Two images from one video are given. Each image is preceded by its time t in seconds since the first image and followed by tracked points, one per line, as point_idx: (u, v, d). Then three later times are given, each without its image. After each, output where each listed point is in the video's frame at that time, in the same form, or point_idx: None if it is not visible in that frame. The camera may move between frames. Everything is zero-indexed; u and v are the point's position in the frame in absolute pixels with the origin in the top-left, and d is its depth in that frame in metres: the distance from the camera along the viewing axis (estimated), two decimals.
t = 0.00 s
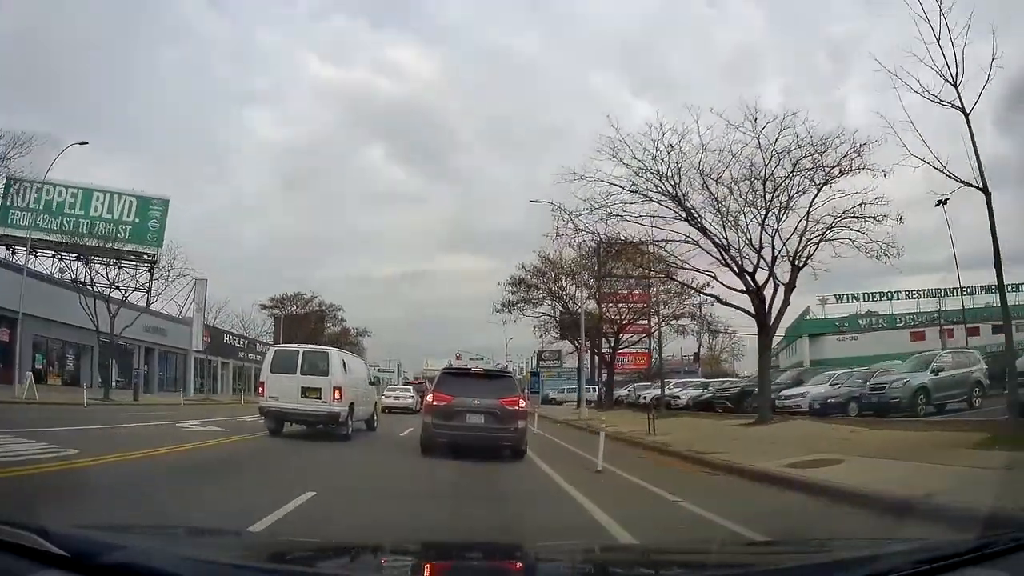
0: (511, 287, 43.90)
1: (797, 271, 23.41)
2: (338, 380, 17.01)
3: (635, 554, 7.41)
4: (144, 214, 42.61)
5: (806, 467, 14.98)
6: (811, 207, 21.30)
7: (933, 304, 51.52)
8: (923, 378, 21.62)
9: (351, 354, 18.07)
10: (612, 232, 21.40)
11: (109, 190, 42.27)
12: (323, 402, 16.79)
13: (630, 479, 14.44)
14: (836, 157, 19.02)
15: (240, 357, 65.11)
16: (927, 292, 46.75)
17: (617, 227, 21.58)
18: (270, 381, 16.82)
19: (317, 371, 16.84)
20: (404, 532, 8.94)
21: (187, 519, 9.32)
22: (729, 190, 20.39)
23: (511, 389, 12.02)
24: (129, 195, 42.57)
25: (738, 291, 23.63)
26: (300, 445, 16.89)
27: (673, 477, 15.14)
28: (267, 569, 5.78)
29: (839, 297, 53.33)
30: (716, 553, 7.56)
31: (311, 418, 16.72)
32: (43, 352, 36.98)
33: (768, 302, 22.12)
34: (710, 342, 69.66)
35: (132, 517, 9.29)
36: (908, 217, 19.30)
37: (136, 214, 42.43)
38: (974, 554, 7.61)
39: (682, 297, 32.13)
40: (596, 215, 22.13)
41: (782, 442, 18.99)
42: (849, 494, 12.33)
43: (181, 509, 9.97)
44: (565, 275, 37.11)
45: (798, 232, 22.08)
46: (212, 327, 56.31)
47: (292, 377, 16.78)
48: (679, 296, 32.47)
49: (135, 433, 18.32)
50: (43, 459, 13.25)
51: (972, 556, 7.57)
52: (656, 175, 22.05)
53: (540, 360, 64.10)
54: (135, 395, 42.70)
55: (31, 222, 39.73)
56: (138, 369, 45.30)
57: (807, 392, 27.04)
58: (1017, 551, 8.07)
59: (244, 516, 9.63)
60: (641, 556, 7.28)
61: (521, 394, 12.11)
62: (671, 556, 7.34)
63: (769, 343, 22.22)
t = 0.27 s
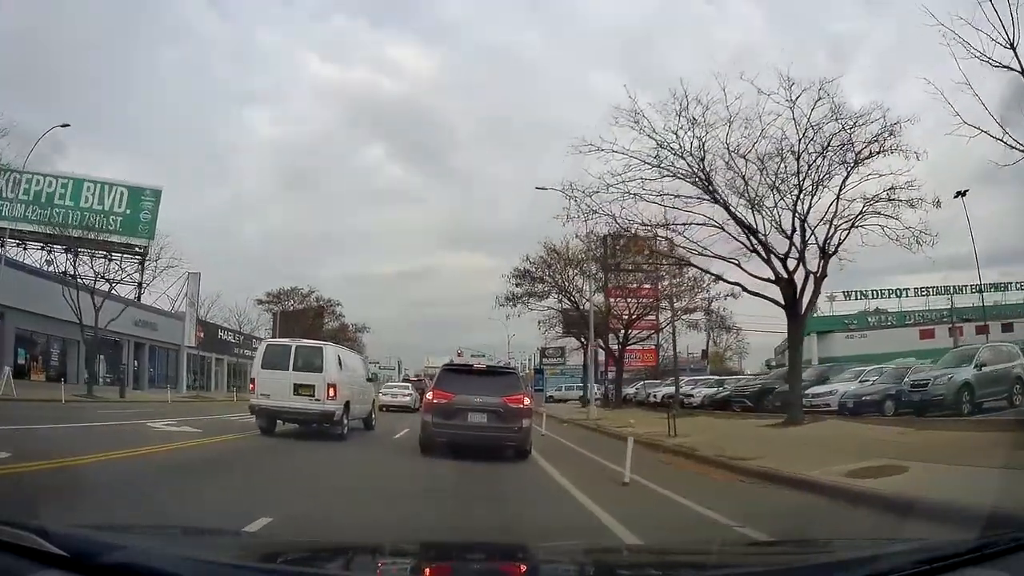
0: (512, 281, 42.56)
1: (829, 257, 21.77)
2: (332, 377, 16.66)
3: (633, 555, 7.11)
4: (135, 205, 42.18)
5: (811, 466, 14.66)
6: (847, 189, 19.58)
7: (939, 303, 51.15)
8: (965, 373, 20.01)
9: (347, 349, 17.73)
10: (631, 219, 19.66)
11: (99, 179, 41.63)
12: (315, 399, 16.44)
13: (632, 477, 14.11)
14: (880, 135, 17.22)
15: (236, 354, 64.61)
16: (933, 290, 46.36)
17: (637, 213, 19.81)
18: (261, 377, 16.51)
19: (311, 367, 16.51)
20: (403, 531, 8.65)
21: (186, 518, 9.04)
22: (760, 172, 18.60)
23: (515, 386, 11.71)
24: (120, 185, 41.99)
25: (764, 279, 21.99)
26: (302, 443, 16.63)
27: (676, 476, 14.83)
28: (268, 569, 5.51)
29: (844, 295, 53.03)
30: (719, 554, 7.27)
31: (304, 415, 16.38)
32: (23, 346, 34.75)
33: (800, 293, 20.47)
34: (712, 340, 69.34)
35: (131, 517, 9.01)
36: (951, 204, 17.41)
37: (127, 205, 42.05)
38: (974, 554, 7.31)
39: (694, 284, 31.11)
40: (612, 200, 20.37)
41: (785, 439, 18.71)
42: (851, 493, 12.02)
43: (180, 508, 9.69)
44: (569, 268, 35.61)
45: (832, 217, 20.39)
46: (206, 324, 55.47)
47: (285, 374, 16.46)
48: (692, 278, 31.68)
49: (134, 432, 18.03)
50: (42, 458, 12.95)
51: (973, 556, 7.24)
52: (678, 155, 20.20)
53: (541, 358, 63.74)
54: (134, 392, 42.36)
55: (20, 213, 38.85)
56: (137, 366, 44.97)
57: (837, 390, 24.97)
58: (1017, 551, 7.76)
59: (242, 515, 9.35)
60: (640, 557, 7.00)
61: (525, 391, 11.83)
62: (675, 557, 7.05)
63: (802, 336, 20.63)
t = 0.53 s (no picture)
0: (512, 277, 40.95)
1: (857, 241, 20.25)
2: (324, 379, 15.61)
3: (633, 556, 6.79)
4: (125, 203, 41.04)
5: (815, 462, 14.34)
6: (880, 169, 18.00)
7: (944, 299, 50.74)
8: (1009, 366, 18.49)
9: (339, 350, 16.64)
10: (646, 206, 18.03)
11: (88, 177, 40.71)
12: (308, 403, 15.34)
13: (633, 477, 13.78)
14: (921, 109, 15.59)
15: (229, 356, 63.97)
16: (940, 286, 45.92)
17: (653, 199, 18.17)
18: (249, 381, 15.37)
19: (302, 369, 15.42)
20: (402, 533, 8.35)
21: (185, 519, 8.74)
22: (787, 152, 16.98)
23: (518, 388, 11.41)
24: (109, 183, 40.98)
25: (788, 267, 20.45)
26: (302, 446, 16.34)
27: (679, 475, 14.50)
28: (269, 569, 5.26)
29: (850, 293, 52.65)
30: (727, 554, 6.96)
31: (296, 420, 15.28)
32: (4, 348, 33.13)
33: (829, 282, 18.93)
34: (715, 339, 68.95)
35: (130, 517, 8.74)
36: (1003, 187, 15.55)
37: (116, 203, 40.94)
38: (973, 554, 6.99)
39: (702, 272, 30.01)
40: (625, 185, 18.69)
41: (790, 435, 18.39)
42: (854, 489, 11.68)
43: (179, 509, 9.39)
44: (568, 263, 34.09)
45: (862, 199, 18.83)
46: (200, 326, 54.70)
47: (273, 377, 15.36)
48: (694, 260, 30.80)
49: (134, 435, 17.73)
50: (40, 460, 12.68)
51: (971, 556, 6.92)
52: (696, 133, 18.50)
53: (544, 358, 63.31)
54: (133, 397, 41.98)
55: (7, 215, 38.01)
56: (136, 369, 44.62)
57: (868, 386, 22.86)
58: (1017, 551, 7.41)
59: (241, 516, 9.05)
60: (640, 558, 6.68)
61: (529, 393, 11.53)
62: (681, 557, 6.76)
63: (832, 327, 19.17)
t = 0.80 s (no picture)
0: (518, 272, 39.40)
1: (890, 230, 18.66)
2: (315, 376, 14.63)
3: (630, 555, 6.53)
4: (116, 194, 40.20)
5: (819, 459, 14.07)
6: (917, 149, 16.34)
7: (949, 296, 50.52)
8: None
9: (330, 346, 15.61)
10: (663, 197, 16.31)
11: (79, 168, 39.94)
12: (297, 401, 14.36)
13: (634, 476, 13.47)
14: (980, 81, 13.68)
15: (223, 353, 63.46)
16: (945, 282, 45.63)
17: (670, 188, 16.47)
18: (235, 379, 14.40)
19: (290, 366, 14.45)
20: (402, 533, 8.10)
21: (184, 519, 8.50)
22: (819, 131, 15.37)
23: (522, 387, 11.07)
24: (99, 174, 40.05)
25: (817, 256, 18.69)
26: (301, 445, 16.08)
27: (681, 472, 14.20)
28: (269, 569, 5.02)
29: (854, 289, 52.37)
30: (731, 554, 6.69)
31: (285, 421, 14.29)
32: None
33: (863, 274, 17.36)
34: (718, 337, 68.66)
35: (130, 516, 8.51)
36: None
37: (107, 194, 40.10)
38: (972, 554, 6.71)
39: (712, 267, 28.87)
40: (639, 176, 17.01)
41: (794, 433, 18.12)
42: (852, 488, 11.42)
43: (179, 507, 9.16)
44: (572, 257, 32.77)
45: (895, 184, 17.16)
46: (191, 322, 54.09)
47: (261, 374, 14.38)
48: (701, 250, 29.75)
49: (132, 433, 17.45)
50: (36, 459, 12.40)
51: (974, 556, 6.64)
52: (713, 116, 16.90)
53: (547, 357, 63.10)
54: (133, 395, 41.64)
55: None
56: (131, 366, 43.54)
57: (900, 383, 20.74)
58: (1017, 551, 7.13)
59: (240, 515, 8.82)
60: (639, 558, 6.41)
61: (532, 392, 11.19)
62: (681, 557, 6.52)
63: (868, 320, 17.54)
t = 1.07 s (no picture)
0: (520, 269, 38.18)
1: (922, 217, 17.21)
2: (305, 376, 13.31)
3: (625, 556, 6.30)
4: (106, 191, 39.10)
5: (822, 457, 13.82)
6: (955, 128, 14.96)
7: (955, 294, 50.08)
8: None
9: (323, 343, 14.23)
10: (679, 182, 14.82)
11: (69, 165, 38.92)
12: (285, 404, 13.04)
13: (635, 477, 13.21)
14: None
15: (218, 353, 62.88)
16: (951, 281, 45.21)
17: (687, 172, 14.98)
18: (219, 379, 13.15)
19: (278, 367, 13.09)
20: (400, 533, 7.87)
21: (183, 519, 8.28)
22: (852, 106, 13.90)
23: (524, 389, 10.77)
24: (89, 170, 38.90)
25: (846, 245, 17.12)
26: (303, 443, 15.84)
27: (683, 471, 13.93)
28: (268, 570, 4.81)
29: (859, 288, 51.95)
30: (731, 553, 6.46)
31: (271, 425, 12.97)
32: None
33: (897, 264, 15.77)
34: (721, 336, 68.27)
35: (130, 515, 8.29)
36: None
37: (97, 191, 38.97)
38: (972, 554, 6.42)
39: (723, 260, 27.67)
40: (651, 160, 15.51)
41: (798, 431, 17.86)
42: (851, 488, 11.18)
43: (179, 506, 8.94)
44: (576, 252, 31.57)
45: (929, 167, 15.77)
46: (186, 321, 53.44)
47: (247, 374, 13.10)
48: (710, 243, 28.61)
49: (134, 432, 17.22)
50: (36, 457, 12.18)
51: (975, 556, 6.37)
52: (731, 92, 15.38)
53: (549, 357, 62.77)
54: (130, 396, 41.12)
55: None
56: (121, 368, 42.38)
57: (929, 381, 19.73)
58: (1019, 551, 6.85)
59: (239, 514, 8.60)
60: (634, 558, 6.18)
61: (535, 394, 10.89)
62: (680, 557, 6.29)
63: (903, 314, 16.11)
